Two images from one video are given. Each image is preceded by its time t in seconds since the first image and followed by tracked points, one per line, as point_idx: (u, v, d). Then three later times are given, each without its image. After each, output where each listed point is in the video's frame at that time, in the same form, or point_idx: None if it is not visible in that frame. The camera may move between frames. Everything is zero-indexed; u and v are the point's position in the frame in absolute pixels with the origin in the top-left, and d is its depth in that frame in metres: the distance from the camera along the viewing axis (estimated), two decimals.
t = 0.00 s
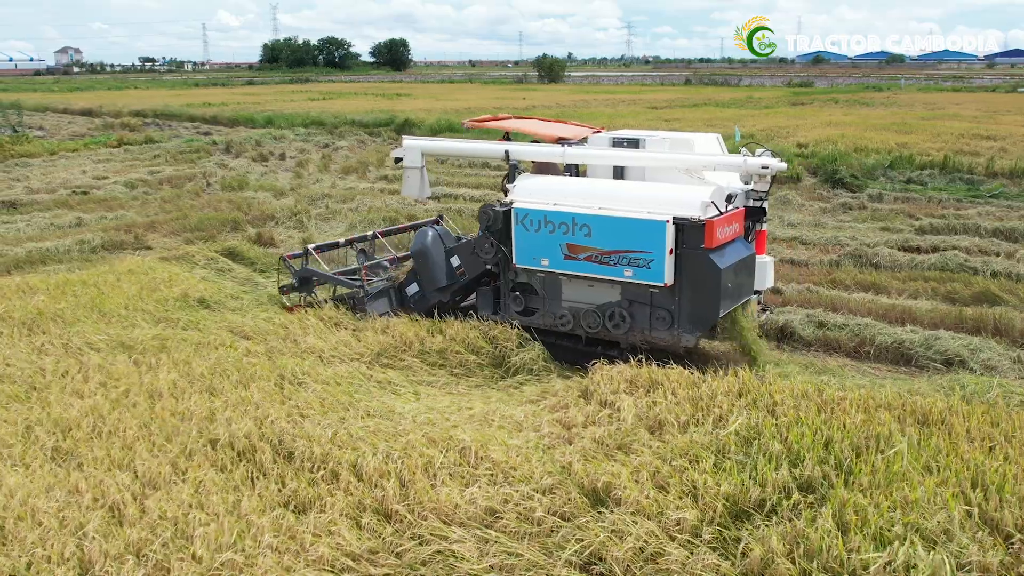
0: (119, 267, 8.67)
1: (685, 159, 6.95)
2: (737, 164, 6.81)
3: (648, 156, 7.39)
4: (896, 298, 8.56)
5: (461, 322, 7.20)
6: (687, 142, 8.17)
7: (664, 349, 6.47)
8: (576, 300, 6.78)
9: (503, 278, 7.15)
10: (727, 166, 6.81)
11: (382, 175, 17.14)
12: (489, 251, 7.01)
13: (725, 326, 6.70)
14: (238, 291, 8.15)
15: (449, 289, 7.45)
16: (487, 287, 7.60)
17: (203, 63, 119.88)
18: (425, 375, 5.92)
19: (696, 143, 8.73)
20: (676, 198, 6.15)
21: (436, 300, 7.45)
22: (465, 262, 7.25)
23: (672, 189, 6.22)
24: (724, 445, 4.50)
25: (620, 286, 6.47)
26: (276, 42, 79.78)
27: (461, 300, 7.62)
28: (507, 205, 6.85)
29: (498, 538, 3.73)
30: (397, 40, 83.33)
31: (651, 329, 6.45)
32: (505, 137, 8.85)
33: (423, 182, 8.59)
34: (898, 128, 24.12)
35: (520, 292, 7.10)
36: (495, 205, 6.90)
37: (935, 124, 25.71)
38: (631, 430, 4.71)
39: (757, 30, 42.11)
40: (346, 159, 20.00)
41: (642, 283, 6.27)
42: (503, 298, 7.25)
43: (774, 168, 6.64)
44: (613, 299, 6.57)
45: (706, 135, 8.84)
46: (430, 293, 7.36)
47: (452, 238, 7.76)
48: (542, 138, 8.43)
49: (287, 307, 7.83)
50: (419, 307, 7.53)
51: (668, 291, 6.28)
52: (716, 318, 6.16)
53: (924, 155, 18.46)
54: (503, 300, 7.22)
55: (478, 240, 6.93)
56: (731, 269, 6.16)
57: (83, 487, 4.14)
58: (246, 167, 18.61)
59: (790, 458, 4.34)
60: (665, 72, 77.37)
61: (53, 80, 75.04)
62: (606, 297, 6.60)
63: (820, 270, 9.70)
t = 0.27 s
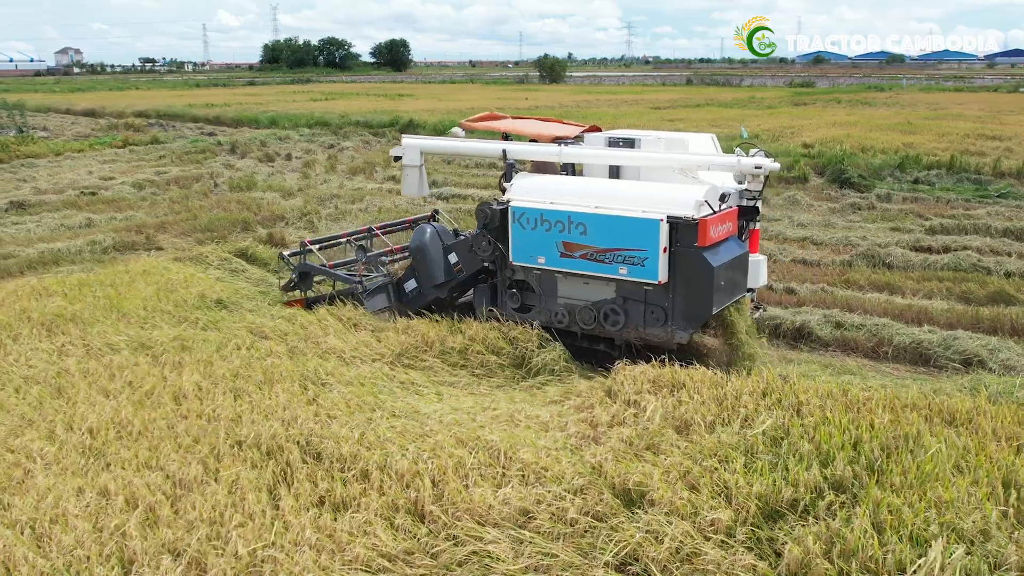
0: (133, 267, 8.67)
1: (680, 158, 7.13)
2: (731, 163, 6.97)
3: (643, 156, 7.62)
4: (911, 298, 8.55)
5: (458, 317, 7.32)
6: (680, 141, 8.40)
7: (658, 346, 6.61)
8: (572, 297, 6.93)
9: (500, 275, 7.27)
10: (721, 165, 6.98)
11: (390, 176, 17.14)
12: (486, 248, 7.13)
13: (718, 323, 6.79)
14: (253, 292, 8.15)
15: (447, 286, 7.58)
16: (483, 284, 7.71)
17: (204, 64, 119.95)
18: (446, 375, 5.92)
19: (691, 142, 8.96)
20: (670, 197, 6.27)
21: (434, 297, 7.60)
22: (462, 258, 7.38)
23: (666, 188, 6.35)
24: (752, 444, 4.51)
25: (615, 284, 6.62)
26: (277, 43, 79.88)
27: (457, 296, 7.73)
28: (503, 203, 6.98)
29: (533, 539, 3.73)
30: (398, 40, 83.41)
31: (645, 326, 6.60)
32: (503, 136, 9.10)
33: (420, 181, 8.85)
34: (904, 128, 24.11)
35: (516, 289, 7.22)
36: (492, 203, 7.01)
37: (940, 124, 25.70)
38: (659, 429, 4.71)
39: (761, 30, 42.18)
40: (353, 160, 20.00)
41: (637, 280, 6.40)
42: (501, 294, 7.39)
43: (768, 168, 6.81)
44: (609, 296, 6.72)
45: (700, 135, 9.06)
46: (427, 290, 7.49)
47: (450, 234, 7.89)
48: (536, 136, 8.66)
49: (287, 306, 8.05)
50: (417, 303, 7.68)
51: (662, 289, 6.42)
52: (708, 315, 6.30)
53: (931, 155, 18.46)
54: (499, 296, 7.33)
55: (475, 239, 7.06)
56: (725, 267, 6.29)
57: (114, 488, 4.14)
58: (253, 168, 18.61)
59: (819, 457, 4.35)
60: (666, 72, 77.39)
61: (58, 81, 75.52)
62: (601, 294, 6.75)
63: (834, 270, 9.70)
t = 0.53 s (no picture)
0: (149, 266, 8.67)
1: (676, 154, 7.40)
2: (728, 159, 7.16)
3: (641, 153, 7.87)
4: (927, 296, 8.55)
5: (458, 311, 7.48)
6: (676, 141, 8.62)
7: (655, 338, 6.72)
8: (570, 291, 7.05)
9: (500, 270, 7.43)
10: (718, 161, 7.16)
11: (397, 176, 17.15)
12: (486, 243, 7.30)
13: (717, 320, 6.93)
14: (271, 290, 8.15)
15: (447, 280, 7.78)
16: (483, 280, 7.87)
17: (205, 64, 120.01)
18: (470, 373, 5.93)
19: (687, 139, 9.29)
20: (667, 192, 6.45)
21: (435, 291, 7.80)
22: (463, 254, 7.56)
23: (663, 183, 6.53)
24: (783, 440, 4.51)
25: (613, 278, 6.75)
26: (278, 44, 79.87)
27: (458, 292, 7.89)
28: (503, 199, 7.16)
29: (571, 535, 3.74)
30: (398, 41, 83.42)
31: (643, 319, 6.71)
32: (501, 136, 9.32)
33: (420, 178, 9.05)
34: (909, 128, 24.09)
35: (516, 283, 7.37)
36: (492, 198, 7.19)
37: (945, 123, 25.67)
38: (688, 426, 4.72)
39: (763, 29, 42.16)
40: (360, 160, 19.99)
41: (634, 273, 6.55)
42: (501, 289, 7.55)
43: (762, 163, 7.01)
44: (606, 290, 6.84)
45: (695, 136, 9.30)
46: (429, 285, 7.69)
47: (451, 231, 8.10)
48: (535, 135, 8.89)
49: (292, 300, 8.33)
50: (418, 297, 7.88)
51: (659, 282, 6.54)
52: (705, 307, 6.43)
53: (937, 155, 18.46)
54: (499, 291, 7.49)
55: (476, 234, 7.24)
56: (720, 260, 6.43)
57: (148, 485, 4.14)
58: (260, 168, 18.62)
59: (851, 453, 4.35)
60: (666, 71, 77.37)
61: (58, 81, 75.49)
62: (599, 288, 6.87)
63: (848, 269, 9.70)
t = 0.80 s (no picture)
0: (166, 268, 8.68)
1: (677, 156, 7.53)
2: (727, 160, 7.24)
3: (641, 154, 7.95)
4: (944, 298, 8.55)
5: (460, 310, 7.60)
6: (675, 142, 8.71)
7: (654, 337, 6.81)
8: (571, 291, 7.14)
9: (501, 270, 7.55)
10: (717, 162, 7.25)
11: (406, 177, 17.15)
12: (487, 243, 7.42)
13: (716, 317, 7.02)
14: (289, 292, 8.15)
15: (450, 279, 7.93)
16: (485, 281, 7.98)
17: (206, 65, 120.21)
18: (494, 375, 5.93)
19: (688, 140, 9.41)
20: (666, 193, 6.53)
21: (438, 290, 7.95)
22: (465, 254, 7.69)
23: (661, 185, 6.61)
24: (816, 443, 4.51)
25: (612, 278, 6.84)
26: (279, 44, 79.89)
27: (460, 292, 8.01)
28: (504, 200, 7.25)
29: (611, 539, 3.73)
30: (399, 41, 83.42)
31: (642, 318, 6.80)
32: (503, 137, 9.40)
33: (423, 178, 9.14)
34: (914, 129, 24.11)
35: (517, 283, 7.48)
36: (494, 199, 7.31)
37: (950, 124, 25.66)
38: (721, 428, 4.71)
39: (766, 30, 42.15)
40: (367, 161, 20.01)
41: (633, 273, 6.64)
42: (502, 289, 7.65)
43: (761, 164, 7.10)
44: (606, 290, 6.93)
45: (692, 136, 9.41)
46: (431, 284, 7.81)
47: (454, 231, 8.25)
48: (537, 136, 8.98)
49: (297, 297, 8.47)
50: (421, 296, 8.04)
51: (657, 282, 6.63)
52: (702, 307, 6.51)
53: (945, 156, 18.45)
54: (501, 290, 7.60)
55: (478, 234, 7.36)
56: (718, 261, 6.51)
57: (184, 489, 4.14)
58: (267, 169, 18.62)
59: (885, 456, 4.34)
60: (667, 71, 77.39)
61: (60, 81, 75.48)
62: (598, 287, 6.96)
63: (863, 270, 9.71)
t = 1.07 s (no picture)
0: (185, 267, 8.68)
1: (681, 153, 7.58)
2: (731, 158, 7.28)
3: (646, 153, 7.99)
4: (964, 297, 8.55)
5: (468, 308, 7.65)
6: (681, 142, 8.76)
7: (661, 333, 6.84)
8: (577, 287, 7.17)
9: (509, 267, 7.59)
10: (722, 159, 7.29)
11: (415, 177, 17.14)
12: (495, 241, 7.47)
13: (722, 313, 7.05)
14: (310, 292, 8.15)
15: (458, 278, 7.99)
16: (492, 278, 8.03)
17: (207, 66, 120.17)
18: (523, 375, 5.93)
19: (693, 138, 9.44)
20: (671, 189, 6.56)
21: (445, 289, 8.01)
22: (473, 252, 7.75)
23: (667, 181, 6.63)
24: (854, 442, 4.51)
25: (619, 274, 6.87)
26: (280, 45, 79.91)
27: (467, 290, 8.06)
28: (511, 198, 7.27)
29: (657, 538, 3.73)
30: (400, 42, 83.43)
31: (649, 314, 6.84)
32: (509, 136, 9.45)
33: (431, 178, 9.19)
34: (920, 128, 24.11)
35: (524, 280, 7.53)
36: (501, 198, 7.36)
37: (956, 123, 25.65)
38: (758, 427, 4.71)
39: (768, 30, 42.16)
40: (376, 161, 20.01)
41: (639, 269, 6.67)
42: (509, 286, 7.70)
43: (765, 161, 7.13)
44: (612, 286, 6.97)
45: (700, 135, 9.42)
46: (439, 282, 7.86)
47: (461, 229, 8.30)
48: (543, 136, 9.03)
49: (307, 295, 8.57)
50: (429, 294, 8.10)
51: (663, 277, 6.66)
52: (708, 302, 6.55)
53: (953, 155, 18.44)
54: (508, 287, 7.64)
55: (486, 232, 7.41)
56: (723, 256, 6.55)
57: (224, 488, 4.13)
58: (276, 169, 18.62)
59: (925, 454, 4.34)
60: (668, 72, 77.39)
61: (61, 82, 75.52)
62: (605, 284, 7.00)
63: (880, 270, 9.70)
